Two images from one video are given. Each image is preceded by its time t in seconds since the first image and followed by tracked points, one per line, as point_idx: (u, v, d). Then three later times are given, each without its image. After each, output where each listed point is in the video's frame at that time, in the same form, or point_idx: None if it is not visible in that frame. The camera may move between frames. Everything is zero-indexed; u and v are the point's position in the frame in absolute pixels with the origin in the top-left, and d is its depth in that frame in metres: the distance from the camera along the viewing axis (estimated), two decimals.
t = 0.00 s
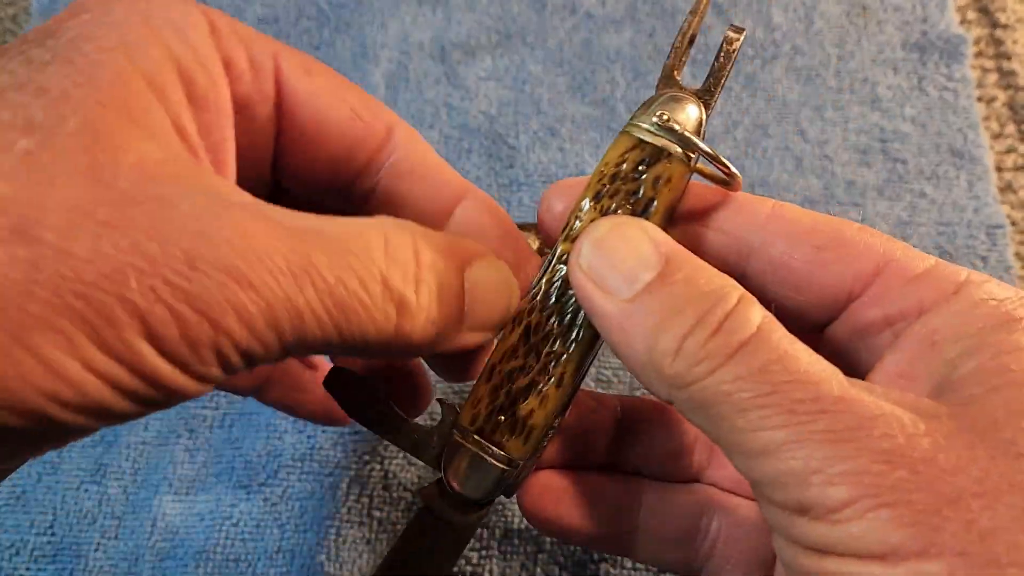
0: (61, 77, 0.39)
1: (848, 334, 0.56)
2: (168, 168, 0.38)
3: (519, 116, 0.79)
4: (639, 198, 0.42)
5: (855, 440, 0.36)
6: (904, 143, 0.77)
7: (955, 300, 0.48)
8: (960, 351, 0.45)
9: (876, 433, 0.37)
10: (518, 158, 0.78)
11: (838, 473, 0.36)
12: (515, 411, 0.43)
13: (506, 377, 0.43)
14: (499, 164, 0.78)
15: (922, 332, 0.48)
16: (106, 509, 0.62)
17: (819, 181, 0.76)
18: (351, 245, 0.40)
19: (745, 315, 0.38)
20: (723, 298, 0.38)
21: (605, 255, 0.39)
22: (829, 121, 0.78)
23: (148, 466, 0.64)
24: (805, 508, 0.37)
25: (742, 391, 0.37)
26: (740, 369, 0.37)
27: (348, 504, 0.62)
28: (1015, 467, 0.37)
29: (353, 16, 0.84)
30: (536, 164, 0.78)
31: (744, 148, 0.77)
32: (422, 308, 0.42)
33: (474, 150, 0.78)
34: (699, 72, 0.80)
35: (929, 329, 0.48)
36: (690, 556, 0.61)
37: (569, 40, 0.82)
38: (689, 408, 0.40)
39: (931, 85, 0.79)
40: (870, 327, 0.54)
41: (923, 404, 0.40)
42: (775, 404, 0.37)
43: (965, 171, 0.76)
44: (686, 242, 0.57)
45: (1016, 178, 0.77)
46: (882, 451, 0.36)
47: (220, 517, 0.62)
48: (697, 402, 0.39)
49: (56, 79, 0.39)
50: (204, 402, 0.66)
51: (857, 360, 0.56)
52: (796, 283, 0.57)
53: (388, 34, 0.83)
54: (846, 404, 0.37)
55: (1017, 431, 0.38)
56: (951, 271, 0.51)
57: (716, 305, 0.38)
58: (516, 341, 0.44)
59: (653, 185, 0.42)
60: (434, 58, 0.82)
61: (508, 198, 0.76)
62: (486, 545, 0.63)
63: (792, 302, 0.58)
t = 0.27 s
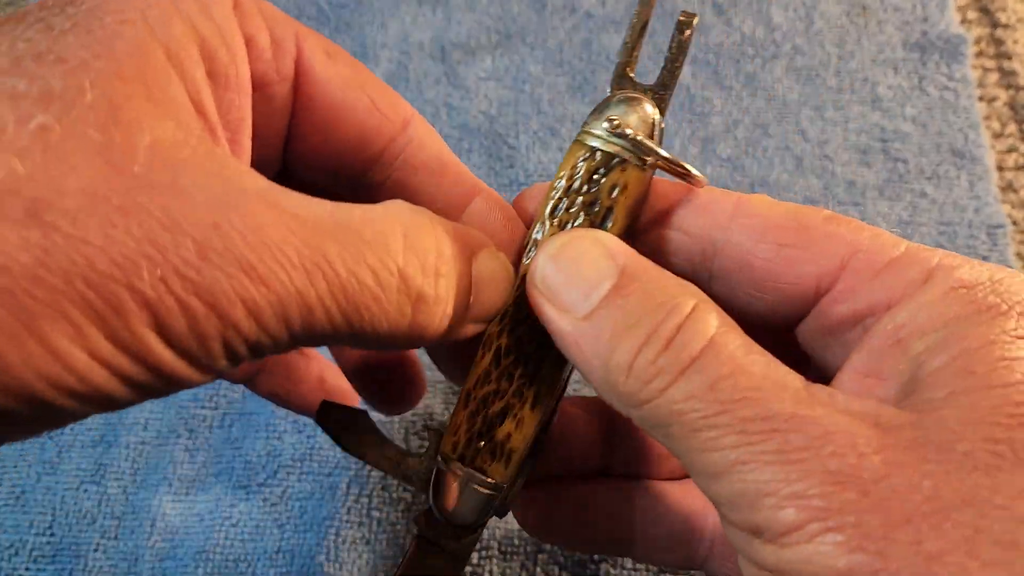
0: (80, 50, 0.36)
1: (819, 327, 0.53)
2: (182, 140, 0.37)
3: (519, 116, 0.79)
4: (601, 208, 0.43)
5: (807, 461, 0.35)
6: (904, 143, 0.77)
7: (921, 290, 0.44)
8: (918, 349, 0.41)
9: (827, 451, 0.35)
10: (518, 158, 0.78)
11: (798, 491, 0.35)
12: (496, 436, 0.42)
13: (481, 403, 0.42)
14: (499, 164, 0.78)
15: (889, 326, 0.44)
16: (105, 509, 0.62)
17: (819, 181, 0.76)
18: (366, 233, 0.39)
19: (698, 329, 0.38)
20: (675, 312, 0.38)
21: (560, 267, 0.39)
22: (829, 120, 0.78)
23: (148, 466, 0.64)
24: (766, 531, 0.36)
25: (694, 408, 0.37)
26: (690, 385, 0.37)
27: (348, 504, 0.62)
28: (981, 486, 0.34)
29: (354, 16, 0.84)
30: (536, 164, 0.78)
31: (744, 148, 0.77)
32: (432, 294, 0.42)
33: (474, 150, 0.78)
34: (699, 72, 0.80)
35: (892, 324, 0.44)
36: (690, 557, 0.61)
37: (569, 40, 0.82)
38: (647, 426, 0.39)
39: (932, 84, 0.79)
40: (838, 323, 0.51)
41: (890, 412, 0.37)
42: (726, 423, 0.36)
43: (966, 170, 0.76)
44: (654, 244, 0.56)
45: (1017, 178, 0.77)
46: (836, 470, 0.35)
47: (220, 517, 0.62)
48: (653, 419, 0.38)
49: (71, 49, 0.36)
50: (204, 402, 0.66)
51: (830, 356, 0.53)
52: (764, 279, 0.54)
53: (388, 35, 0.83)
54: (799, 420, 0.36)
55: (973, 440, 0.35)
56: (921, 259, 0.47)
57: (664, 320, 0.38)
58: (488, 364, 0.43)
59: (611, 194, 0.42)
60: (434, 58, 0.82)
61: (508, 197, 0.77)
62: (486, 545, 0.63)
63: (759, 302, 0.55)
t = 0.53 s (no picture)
0: (145, 154, 0.33)
1: (754, 345, 0.49)
2: (240, 264, 0.34)
3: (519, 116, 0.79)
4: (548, 257, 0.46)
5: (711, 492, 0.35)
6: (906, 143, 0.76)
7: (852, 303, 0.41)
8: (846, 369, 0.39)
9: (721, 497, 0.35)
10: (518, 157, 0.78)
11: (696, 533, 0.35)
12: (464, 472, 0.45)
13: (452, 441, 0.46)
14: (499, 164, 0.78)
15: (822, 347, 0.41)
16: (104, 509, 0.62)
17: (819, 181, 0.76)
18: (410, 358, 0.38)
19: (608, 366, 0.40)
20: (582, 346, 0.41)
21: (500, 314, 0.44)
22: (830, 120, 0.78)
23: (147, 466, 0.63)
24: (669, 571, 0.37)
25: (606, 450, 0.38)
26: (602, 426, 0.38)
27: (348, 504, 0.62)
28: (862, 527, 0.34)
29: (353, 15, 0.83)
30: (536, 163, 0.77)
31: (745, 148, 0.77)
32: (462, 406, 0.42)
33: (474, 150, 0.78)
34: (699, 71, 0.80)
35: (823, 339, 0.41)
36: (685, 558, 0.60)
37: (569, 40, 0.82)
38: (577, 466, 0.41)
39: (933, 83, 0.79)
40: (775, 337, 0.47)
41: (795, 450, 0.37)
42: (632, 465, 0.37)
43: (967, 170, 0.75)
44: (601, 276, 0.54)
45: (1019, 177, 0.76)
46: (728, 513, 0.35)
47: (219, 517, 0.62)
48: (578, 460, 0.40)
49: (139, 156, 0.33)
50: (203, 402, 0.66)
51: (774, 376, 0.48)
52: (707, 303, 0.50)
53: (388, 34, 0.83)
54: (697, 465, 0.36)
55: (861, 478, 0.35)
56: (861, 269, 0.43)
57: (574, 356, 0.41)
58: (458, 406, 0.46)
59: (555, 244, 0.46)
60: (434, 58, 0.81)
61: (508, 197, 0.77)
62: (486, 545, 0.63)
63: (709, 328, 0.52)
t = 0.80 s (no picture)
0: (203, 174, 0.30)
1: (732, 301, 0.48)
2: (289, 280, 0.31)
3: (519, 116, 0.79)
4: (545, 233, 0.46)
5: (680, 471, 0.35)
6: (906, 143, 0.76)
7: (819, 255, 0.40)
8: (813, 325, 0.38)
9: (688, 474, 0.35)
10: (518, 157, 0.78)
11: (669, 512, 0.35)
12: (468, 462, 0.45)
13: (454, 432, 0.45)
14: (499, 163, 0.78)
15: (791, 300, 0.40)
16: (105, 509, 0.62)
17: (820, 181, 0.75)
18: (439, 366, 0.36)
19: (578, 338, 0.40)
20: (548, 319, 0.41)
21: (490, 293, 0.44)
22: (830, 120, 0.78)
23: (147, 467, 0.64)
24: (646, 548, 0.36)
25: (583, 428, 0.38)
26: (574, 400, 0.39)
27: (348, 504, 0.62)
28: (824, 500, 0.33)
29: (353, 14, 0.83)
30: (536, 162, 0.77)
31: (745, 148, 0.77)
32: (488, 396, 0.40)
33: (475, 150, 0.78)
34: (699, 71, 0.80)
35: (790, 295, 0.40)
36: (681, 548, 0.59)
37: (569, 40, 0.82)
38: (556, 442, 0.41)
39: (933, 83, 0.79)
40: (748, 295, 0.46)
41: (763, 423, 0.36)
42: (606, 442, 0.37)
43: (967, 170, 0.76)
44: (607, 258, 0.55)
45: (1019, 178, 0.75)
46: (700, 490, 0.34)
47: (219, 517, 0.62)
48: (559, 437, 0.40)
49: (196, 176, 0.30)
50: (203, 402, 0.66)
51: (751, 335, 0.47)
52: (695, 264, 0.51)
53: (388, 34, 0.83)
54: (668, 443, 0.36)
55: (821, 449, 0.34)
56: (831, 220, 0.41)
57: (539, 333, 0.41)
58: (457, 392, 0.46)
59: (555, 218, 0.46)
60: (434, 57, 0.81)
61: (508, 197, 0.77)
62: (486, 545, 0.63)
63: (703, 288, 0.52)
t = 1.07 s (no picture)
0: None
1: (738, 321, 0.48)
2: (257, 94, 0.37)
3: (519, 115, 0.79)
4: (558, 246, 0.45)
5: (701, 468, 0.35)
6: (906, 142, 0.76)
7: (819, 273, 0.40)
8: (823, 330, 0.38)
9: (710, 468, 0.35)
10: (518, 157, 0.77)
11: (691, 507, 0.35)
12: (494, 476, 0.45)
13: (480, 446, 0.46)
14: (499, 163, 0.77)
15: (798, 312, 0.40)
16: (104, 509, 0.62)
17: (820, 180, 0.75)
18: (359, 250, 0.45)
19: (596, 327, 0.38)
20: (582, 318, 0.39)
21: (507, 307, 0.42)
22: (831, 120, 0.78)
23: (146, 468, 0.64)
24: (666, 543, 0.37)
25: (596, 421, 0.37)
26: (589, 397, 0.37)
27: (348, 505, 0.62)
28: (852, 485, 0.33)
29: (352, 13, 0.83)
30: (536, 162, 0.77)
31: (745, 148, 0.77)
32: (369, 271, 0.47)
33: (475, 149, 0.78)
34: (700, 71, 0.80)
35: (800, 303, 0.40)
36: None
37: (569, 40, 0.82)
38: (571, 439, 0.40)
39: (933, 83, 0.79)
40: (757, 312, 0.46)
41: (781, 418, 0.36)
42: (623, 438, 0.37)
43: (967, 170, 0.75)
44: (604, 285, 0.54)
45: (1019, 177, 0.77)
46: (719, 485, 0.35)
47: (219, 518, 0.62)
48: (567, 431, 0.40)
49: None
50: (203, 403, 0.66)
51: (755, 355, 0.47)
52: (695, 285, 0.51)
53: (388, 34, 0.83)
54: (686, 439, 0.35)
55: (848, 435, 0.34)
56: (833, 237, 0.42)
57: (552, 328, 0.39)
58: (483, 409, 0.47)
59: (566, 230, 0.45)
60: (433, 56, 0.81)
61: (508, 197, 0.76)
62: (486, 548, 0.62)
63: (703, 310, 0.51)
